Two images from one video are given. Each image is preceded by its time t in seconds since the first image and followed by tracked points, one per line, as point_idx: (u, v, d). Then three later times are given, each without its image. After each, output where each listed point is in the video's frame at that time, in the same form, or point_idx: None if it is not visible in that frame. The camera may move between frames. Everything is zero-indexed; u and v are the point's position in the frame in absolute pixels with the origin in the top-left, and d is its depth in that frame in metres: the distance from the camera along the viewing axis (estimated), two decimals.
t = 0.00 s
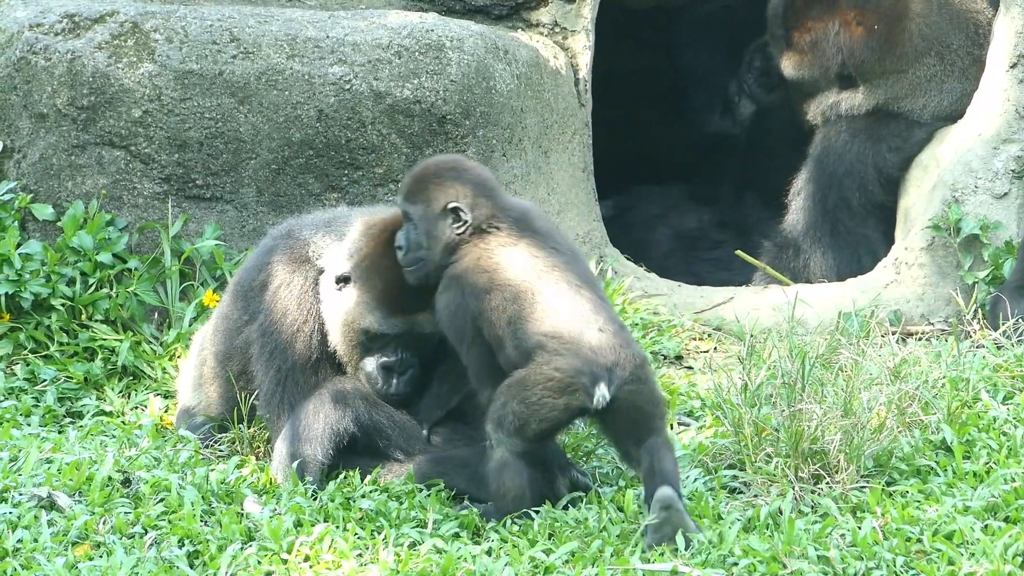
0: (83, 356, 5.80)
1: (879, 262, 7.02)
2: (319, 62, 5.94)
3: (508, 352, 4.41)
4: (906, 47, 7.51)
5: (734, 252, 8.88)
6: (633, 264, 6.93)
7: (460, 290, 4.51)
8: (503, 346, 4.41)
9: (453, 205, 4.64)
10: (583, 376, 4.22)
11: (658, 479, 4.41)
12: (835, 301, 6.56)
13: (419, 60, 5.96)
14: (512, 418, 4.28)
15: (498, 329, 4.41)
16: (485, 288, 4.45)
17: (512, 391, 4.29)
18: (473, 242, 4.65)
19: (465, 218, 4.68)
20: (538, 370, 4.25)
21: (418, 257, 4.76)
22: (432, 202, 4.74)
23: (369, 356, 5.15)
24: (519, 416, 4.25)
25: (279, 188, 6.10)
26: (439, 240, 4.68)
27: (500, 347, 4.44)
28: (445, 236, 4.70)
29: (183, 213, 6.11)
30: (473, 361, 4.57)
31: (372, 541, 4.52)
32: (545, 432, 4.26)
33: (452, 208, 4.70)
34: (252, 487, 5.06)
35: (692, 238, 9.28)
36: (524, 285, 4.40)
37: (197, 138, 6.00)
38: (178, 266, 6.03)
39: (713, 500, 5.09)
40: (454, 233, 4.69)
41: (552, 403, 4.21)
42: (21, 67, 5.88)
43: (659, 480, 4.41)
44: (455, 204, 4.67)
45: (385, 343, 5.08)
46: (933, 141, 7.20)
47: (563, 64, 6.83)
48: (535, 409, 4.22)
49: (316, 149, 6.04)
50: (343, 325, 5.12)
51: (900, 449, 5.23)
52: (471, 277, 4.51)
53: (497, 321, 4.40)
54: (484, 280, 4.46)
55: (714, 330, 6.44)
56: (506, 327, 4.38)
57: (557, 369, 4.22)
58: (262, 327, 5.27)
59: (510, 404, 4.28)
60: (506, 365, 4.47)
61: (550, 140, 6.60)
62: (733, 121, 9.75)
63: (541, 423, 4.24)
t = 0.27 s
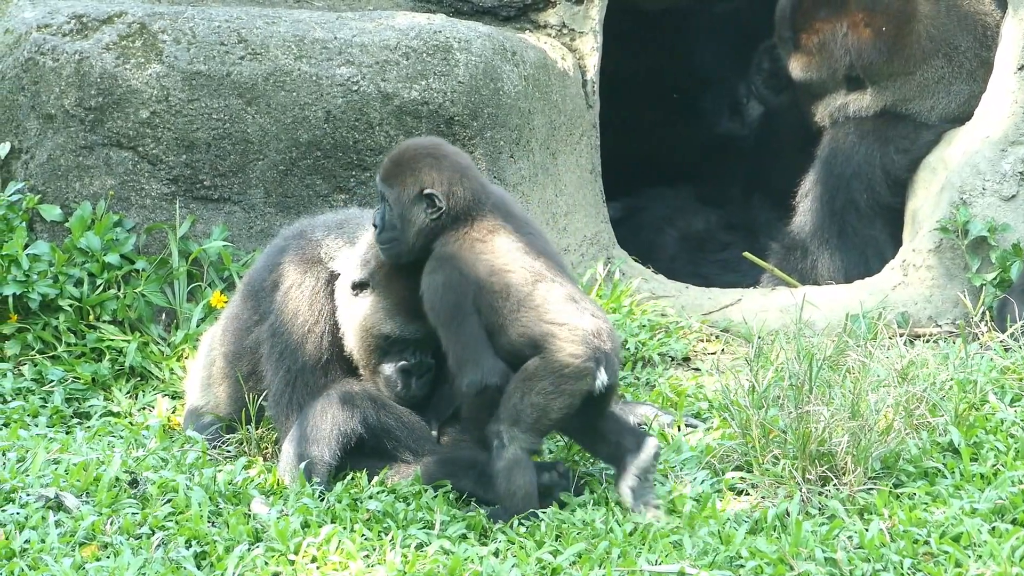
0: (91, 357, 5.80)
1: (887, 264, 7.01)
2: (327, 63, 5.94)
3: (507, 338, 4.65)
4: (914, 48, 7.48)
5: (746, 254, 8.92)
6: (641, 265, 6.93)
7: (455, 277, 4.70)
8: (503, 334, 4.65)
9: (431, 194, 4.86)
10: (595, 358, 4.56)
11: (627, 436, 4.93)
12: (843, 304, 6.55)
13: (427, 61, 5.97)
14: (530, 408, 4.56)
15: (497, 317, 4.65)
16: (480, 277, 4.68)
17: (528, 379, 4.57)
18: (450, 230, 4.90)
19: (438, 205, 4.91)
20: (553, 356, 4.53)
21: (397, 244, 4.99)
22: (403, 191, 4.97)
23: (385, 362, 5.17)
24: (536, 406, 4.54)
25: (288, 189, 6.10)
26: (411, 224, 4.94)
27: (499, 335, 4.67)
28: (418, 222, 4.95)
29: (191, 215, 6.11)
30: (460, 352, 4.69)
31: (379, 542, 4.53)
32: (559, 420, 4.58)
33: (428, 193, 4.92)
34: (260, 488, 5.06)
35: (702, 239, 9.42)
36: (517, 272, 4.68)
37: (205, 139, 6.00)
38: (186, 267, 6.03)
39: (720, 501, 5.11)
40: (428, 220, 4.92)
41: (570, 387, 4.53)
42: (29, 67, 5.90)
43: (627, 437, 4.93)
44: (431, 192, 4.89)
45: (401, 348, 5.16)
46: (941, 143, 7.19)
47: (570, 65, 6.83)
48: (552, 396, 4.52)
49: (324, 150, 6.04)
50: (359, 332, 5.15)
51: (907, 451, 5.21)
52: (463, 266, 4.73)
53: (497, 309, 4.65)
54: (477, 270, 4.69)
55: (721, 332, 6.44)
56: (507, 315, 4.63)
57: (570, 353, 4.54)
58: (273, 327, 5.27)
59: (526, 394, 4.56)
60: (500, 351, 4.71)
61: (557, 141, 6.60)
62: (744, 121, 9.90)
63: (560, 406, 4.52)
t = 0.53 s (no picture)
0: (100, 357, 5.80)
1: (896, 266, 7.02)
2: (337, 63, 5.94)
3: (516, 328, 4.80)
4: (924, 51, 7.49)
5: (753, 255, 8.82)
6: (650, 267, 6.93)
7: (472, 263, 4.75)
8: (513, 324, 4.79)
9: (453, 172, 4.97)
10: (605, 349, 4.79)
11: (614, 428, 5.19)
12: (852, 305, 6.56)
13: (437, 62, 5.97)
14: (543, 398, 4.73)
15: (512, 306, 4.77)
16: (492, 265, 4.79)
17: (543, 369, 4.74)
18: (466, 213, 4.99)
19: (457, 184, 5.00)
20: (568, 347, 4.73)
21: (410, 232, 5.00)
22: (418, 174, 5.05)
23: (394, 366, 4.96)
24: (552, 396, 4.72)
25: (297, 190, 6.10)
26: (431, 206, 5.02)
27: (509, 324, 4.81)
28: (435, 203, 5.01)
29: (200, 215, 6.11)
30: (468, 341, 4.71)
31: (388, 543, 4.53)
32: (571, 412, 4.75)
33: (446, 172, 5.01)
34: (268, 489, 5.05)
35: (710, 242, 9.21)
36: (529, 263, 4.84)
37: (214, 139, 6.00)
38: (195, 267, 6.03)
39: (729, 502, 5.10)
40: (447, 200, 5.01)
41: (583, 378, 4.73)
42: (38, 67, 5.89)
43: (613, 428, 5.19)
44: (452, 171, 5.01)
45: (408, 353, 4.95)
46: (950, 145, 7.19)
47: (580, 66, 6.84)
48: (565, 386, 4.71)
49: (333, 151, 6.04)
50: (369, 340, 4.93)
51: (916, 453, 5.22)
52: (476, 252, 4.76)
53: (512, 300, 4.77)
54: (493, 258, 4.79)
55: (731, 334, 6.44)
56: (521, 305, 4.77)
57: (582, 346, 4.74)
58: (280, 327, 5.27)
59: (541, 386, 4.74)
60: (505, 341, 4.86)
61: (567, 142, 6.61)
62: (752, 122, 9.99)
63: (575, 395, 4.72)
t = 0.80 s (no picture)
0: (109, 356, 5.80)
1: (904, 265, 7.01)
2: (346, 63, 5.94)
3: (518, 326, 4.81)
4: (933, 50, 7.50)
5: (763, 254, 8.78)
6: (659, 267, 6.93)
7: (471, 258, 4.78)
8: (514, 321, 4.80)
9: (487, 170, 5.02)
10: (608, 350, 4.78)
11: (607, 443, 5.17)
12: (861, 305, 6.56)
13: (446, 62, 5.97)
14: (551, 393, 4.65)
15: (512, 303, 4.78)
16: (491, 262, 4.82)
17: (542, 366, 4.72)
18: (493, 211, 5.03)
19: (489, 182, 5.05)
20: (569, 345, 4.72)
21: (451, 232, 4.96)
22: (449, 175, 5.03)
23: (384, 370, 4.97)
24: (557, 390, 4.65)
25: (306, 190, 6.11)
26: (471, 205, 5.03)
27: (510, 322, 4.82)
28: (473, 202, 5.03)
29: (209, 214, 6.11)
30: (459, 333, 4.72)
31: (396, 543, 4.52)
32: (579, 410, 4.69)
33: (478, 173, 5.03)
34: (277, 488, 5.04)
35: (719, 241, 9.13)
36: (533, 262, 4.86)
37: (223, 139, 6.00)
38: (204, 267, 6.02)
39: (738, 501, 5.08)
40: (482, 198, 5.04)
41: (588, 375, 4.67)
42: (48, 67, 5.89)
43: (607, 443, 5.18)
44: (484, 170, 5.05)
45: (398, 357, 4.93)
46: (960, 145, 7.21)
47: (589, 65, 6.83)
48: (573, 382, 4.66)
49: (342, 150, 6.04)
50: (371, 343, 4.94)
51: (925, 453, 5.22)
52: (477, 246, 4.80)
53: (512, 298, 4.79)
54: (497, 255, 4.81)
55: (739, 333, 6.44)
56: (521, 304, 4.79)
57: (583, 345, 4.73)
58: (291, 326, 5.26)
59: (544, 383, 4.67)
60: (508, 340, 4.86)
61: (576, 142, 6.61)
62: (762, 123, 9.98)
63: (581, 390, 4.67)
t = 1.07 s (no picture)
0: (120, 356, 5.80)
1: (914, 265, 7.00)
2: (357, 63, 5.94)
3: (517, 330, 4.80)
4: (943, 50, 7.49)
5: (774, 254, 8.78)
6: (670, 267, 6.93)
7: (465, 267, 4.76)
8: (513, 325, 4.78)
9: (477, 178, 4.98)
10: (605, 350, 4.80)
11: (611, 436, 5.18)
12: (872, 304, 6.55)
13: (456, 61, 5.97)
14: (558, 396, 4.66)
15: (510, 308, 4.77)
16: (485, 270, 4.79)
17: (546, 369, 4.72)
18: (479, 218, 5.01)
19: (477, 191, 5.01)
20: (570, 346, 4.73)
21: (441, 241, 4.94)
22: (439, 182, 4.98)
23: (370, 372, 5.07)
24: (567, 395, 4.66)
25: (317, 189, 6.11)
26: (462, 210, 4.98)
27: (509, 327, 4.80)
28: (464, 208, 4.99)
29: (220, 214, 6.11)
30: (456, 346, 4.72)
31: (407, 542, 4.52)
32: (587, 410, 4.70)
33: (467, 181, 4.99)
34: (288, 488, 5.04)
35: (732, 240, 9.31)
36: (526, 264, 4.84)
37: (234, 139, 6.00)
38: (215, 267, 6.02)
39: (749, 500, 5.09)
40: (472, 205, 5.01)
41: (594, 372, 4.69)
42: (59, 66, 5.90)
43: (610, 436, 5.18)
44: (473, 177, 5.02)
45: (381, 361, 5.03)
46: (971, 144, 7.20)
47: (600, 65, 6.84)
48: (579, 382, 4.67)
49: (353, 150, 6.04)
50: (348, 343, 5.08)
51: (936, 452, 5.22)
52: (470, 255, 4.78)
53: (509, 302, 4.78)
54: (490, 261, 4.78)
55: (750, 333, 6.44)
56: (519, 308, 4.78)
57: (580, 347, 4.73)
58: (295, 331, 5.19)
59: (551, 384, 4.68)
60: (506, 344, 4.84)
61: (587, 142, 6.61)
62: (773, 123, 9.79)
63: (586, 393, 4.68)
